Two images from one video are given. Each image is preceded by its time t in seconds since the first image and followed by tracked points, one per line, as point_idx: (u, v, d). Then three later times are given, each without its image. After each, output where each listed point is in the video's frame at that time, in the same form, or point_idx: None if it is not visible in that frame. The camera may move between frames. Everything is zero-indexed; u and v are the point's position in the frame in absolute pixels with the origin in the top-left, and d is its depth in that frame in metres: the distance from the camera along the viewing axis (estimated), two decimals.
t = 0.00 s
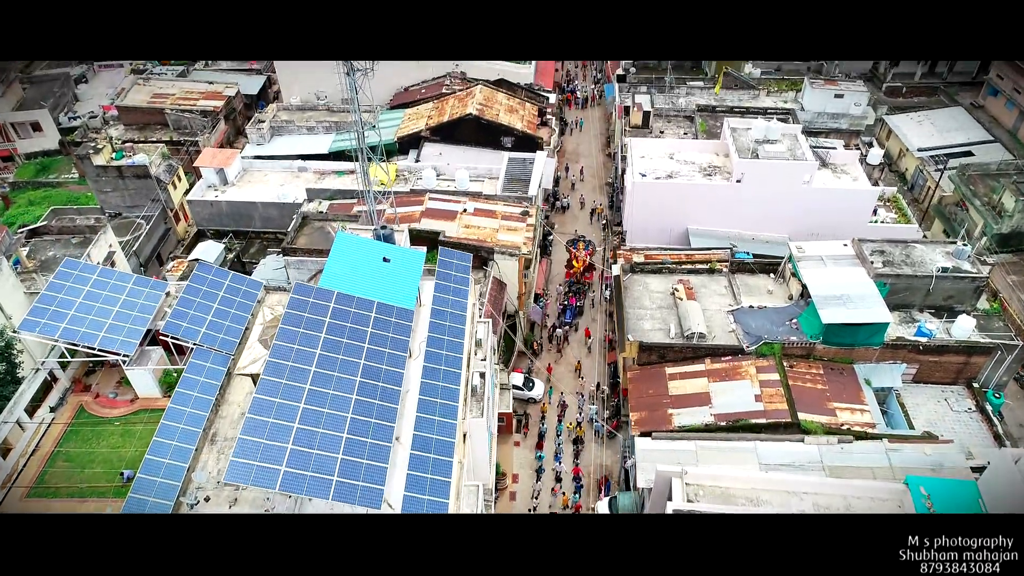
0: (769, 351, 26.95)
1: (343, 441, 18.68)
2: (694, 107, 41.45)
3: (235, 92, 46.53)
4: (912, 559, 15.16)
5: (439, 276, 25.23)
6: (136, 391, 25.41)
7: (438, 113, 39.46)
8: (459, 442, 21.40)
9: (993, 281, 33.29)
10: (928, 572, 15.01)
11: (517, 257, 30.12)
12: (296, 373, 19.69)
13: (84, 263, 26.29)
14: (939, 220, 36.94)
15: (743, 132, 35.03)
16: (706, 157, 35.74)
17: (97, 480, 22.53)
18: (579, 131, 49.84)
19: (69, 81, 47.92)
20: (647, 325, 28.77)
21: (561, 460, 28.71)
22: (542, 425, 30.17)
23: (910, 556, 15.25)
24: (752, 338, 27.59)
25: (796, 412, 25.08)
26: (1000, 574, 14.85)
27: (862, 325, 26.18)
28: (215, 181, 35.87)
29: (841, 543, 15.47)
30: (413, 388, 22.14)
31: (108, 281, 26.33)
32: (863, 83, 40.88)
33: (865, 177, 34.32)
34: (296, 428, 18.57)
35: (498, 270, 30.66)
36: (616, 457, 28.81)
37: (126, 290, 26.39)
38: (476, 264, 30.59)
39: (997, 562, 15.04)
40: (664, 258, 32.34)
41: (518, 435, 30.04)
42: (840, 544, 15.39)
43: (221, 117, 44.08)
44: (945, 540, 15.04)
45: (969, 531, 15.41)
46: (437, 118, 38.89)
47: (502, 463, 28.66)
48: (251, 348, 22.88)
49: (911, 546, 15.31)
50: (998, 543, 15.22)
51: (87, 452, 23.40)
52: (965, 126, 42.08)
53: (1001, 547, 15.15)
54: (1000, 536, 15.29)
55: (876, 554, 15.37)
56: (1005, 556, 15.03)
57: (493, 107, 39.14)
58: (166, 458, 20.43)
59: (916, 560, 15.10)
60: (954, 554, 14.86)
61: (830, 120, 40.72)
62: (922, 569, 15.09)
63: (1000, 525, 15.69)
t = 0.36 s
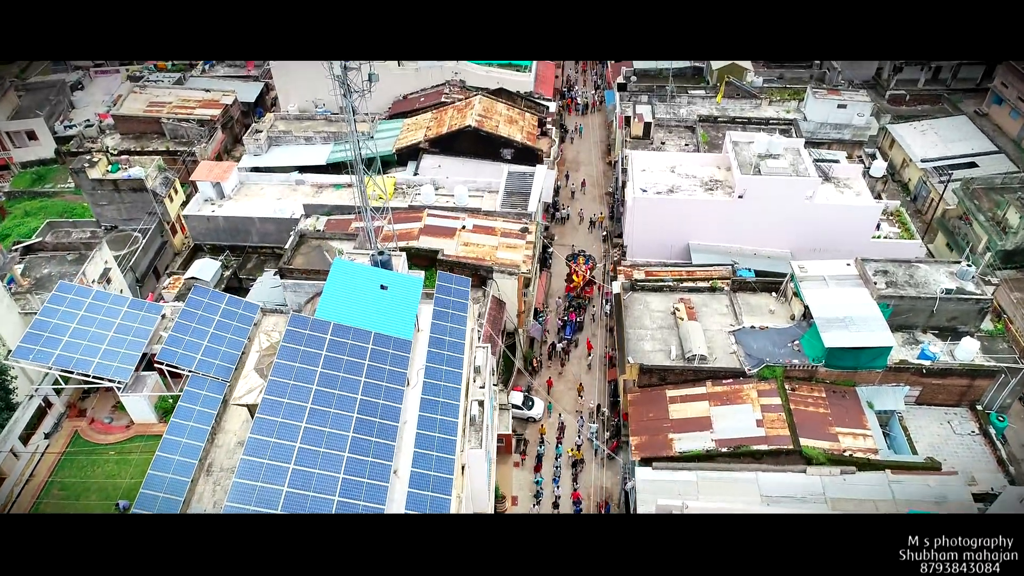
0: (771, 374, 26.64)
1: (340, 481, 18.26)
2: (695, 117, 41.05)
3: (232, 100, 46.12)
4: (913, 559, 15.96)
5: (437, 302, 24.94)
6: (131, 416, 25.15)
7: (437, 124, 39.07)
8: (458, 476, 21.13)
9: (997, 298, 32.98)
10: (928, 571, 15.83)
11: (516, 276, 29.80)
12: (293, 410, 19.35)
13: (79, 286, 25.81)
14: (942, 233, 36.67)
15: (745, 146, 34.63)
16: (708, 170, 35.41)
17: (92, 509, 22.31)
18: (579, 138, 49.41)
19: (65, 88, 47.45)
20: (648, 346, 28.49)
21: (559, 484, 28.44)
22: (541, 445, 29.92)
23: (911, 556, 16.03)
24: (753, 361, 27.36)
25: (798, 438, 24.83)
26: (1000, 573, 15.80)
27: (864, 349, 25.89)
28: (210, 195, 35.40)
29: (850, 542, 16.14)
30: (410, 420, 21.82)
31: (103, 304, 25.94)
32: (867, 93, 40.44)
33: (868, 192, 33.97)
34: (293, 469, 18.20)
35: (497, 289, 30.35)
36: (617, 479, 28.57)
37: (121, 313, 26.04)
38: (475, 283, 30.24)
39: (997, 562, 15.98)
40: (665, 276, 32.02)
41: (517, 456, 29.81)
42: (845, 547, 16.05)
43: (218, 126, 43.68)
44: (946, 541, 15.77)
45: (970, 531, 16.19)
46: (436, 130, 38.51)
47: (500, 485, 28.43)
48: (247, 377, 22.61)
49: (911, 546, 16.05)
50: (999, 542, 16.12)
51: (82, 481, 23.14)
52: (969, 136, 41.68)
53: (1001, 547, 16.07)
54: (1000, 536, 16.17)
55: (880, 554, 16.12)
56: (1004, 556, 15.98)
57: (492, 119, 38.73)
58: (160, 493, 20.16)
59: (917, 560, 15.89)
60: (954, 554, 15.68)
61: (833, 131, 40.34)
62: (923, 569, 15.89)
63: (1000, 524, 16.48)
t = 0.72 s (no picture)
0: (772, 387, 26.44)
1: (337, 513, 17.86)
2: (697, 117, 40.52)
3: (228, 96, 45.48)
4: (913, 559, 16.94)
5: (435, 318, 24.55)
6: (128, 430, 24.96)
7: (435, 124, 38.54)
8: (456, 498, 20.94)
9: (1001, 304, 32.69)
10: (928, 570, 16.75)
11: (515, 285, 29.47)
12: (289, 437, 19.07)
13: (73, 299, 25.60)
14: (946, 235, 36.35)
15: (748, 149, 34.15)
16: (710, 174, 35.01)
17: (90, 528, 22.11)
18: (580, 134, 48.81)
19: (58, 84, 46.77)
20: (648, 357, 28.27)
21: (559, 494, 28.37)
22: (541, 454, 29.79)
23: (911, 555, 17.02)
24: (754, 373, 27.10)
25: (798, 453, 24.71)
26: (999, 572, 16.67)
27: (867, 363, 25.64)
28: (207, 198, 35.06)
29: (852, 542, 17.20)
30: (408, 442, 21.51)
31: (97, 318, 25.66)
32: (871, 91, 39.87)
33: (872, 197, 33.57)
34: (289, 499, 17.89)
35: (496, 297, 30.06)
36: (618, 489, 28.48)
37: (116, 326, 25.74)
38: (474, 291, 29.99)
39: (997, 562, 16.86)
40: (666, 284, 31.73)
41: (516, 464, 29.70)
42: (847, 547, 17.08)
43: (214, 124, 43.09)
44: (946, 541, 16.72)
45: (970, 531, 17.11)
46: (434, 130, 37.99)
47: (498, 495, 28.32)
48: (243, 396, 22.36)
49: (911, 546, 17.05)
50: (998, 542, 17.02)
51: (79, 499, 22.92)
52: (974, 135, 41.18)
53: (1001, 547, 16.97)
54: (1000, 536, 17.06)
55: (881, 553, 17.14)
56: (1004, 556, 16.87)
57: (491, 118, 38.16)
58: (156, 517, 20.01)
59: (917, 560, 16.87)
60: (954, 554, 16.56)
61: (836, 130, 39.84)
62: (923, 568, 16.83)
63: (1000, 525, 17.38)
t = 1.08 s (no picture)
0: (772, 394, 26.30)
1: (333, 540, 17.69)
2: (700, 108, 39.83)
3: (223, 85, 44.70)
4: (913, 559, 17.07)
5: (433, 328, 24.21)
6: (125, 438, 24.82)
7: (433, 117, 37.87)
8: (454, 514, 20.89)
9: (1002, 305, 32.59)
10: (927, 570, 16.92)
11: (514, 288, 29.14)
12: (286, 460, 19.03)
13: (67, 307, 25.27)
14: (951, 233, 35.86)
15: (751, 146, 33.62)
16: (712, 171, 34.51)
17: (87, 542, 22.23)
18: (581, 123, 48.11)
19: (50, 72, 45.95)
20: (648, 361, 28.07)
21: (557, 498, 28.41)
22: (539, 457, 29.72)
23: (911, 556, 17.16)
24: (754, 379, 26.91)
25: (798, 463, 24.64)
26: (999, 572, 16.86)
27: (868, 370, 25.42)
28: (202, 195, 34.61)
29: (849, 543, 17.40)
30: (405, 459, 21.34)
31: (92, 326, 25.34)
32: (877, 83, 39.13)
33: (875, 195, 33.11)
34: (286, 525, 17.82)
35: (495, 300, 29.78)
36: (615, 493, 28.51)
37: (111, 334, 25.43)
38: (473, 293, 29.72)
39: (997, 561, 17.03)
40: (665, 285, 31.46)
41: (515, 467, 29.67)
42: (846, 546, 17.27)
43: (208, 114, 42.40)
44: (946, 541, 16.89)
45: (971, 531, 17.25)
46: (432, 123, 37.34)
47: (496, 499, 28.34)
48: (241, 410, 22.24)
49: (911, 546, 17.16)
50: (999, 542, 17.18)
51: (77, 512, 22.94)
52: (981, 128, 40.51)
53: (1001, 547, 17.14)
54: (1000, 536, 17.25)
55: (880, 554, 17.29)
56: (1004, 556, 17.03)
57: (490, 111, 37.47)
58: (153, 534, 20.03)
59: (917, 560, 17.01)
60: (954, 554, 16.77)
61: (841, 123, 39.21)
62: (922, 568, 16.99)
63: (1000, 525, 17.58)
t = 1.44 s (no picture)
0: (771, 393, 26.23)
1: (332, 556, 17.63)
2: (703, 93, 39.06)
3: (217, 66, 43.87)
4: (913, 559, 17.05)
5: (431, 332, 23.83)
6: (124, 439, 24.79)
7: (431, 102, 37.19)
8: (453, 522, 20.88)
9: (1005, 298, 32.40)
10: (927, 570, 16.89)
11: (513, 284, 28.90)
12: (284, 474, 18.88)
13: (62, 307, 25.02)
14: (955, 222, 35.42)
15: (755, 136, 33.03)
16: (714, 160, 34.01)
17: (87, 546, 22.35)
18: (582, 104, 47.30)
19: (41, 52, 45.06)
20: (647, 359, 27.96)
21: (556, 493, 28.52)
22: (538, 451, 29.78)
23: (911, 555, 17.15)
24: (754, 378, 26.78)
25: (796, 464, 24.67)
26: (999, 572, 16.68)
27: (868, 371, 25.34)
28: (198, 185, 34.21)
29: (852, 542, 17.63)
30: (404, 468, 21.21)
31: (88, 327, 25.13)
32: (885, 67, 38.31)
33: (880, 186, 32.65)
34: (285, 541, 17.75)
35: (494, 295, 29.56)
36: (613, 488, 28.65)
37: (107, 335, 25.25)
38: (472, 289, 29.54)
39: (997, 561, 16.86)
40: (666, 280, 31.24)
41: (514, 461, 29.74)
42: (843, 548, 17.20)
43: (201, 97, 41.65)
44: (946, 541, 16.87)
45: (970, 531, 17.17)
46: (430, 110, 36.68)
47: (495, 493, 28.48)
48: (239, 416, 22.17)
49: (912, 546, 17.18)
50: (999, 543, 17.10)
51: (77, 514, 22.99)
52: (988, 113, 39.73)
53: (1002, 547, 17.05)
54: (1000, 536, 17.18)
55: (880, 553, 17.38)
56: (1004, 556, 16.90)
57: (490, 97, 36.73)
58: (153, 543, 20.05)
59: (917, 560, 17.01)
60: (954, 554, 16.67)
61: (846, 108, 38.49)
62: (922, 568, 16.98)
63: (1001, 525, 17.56)
